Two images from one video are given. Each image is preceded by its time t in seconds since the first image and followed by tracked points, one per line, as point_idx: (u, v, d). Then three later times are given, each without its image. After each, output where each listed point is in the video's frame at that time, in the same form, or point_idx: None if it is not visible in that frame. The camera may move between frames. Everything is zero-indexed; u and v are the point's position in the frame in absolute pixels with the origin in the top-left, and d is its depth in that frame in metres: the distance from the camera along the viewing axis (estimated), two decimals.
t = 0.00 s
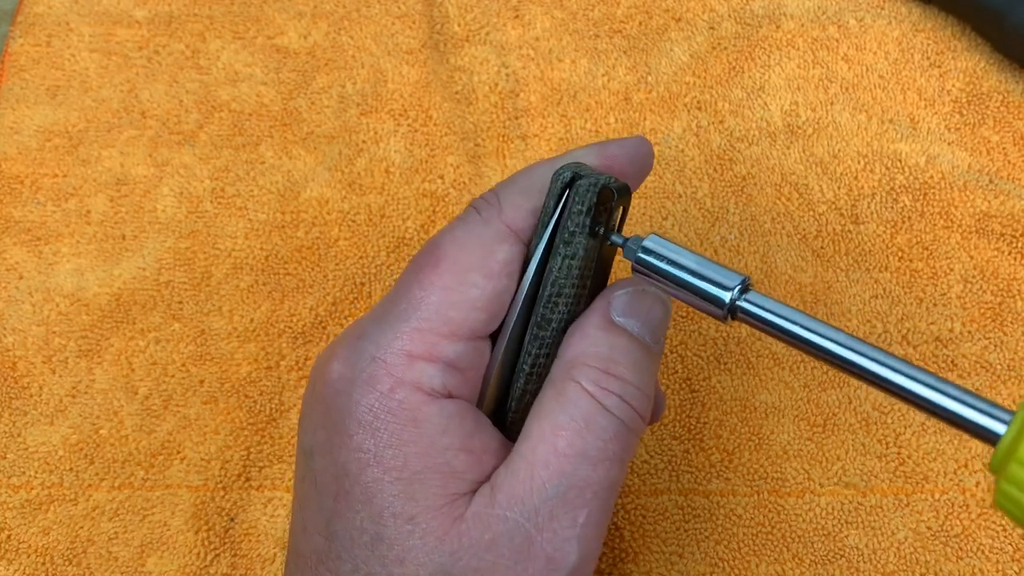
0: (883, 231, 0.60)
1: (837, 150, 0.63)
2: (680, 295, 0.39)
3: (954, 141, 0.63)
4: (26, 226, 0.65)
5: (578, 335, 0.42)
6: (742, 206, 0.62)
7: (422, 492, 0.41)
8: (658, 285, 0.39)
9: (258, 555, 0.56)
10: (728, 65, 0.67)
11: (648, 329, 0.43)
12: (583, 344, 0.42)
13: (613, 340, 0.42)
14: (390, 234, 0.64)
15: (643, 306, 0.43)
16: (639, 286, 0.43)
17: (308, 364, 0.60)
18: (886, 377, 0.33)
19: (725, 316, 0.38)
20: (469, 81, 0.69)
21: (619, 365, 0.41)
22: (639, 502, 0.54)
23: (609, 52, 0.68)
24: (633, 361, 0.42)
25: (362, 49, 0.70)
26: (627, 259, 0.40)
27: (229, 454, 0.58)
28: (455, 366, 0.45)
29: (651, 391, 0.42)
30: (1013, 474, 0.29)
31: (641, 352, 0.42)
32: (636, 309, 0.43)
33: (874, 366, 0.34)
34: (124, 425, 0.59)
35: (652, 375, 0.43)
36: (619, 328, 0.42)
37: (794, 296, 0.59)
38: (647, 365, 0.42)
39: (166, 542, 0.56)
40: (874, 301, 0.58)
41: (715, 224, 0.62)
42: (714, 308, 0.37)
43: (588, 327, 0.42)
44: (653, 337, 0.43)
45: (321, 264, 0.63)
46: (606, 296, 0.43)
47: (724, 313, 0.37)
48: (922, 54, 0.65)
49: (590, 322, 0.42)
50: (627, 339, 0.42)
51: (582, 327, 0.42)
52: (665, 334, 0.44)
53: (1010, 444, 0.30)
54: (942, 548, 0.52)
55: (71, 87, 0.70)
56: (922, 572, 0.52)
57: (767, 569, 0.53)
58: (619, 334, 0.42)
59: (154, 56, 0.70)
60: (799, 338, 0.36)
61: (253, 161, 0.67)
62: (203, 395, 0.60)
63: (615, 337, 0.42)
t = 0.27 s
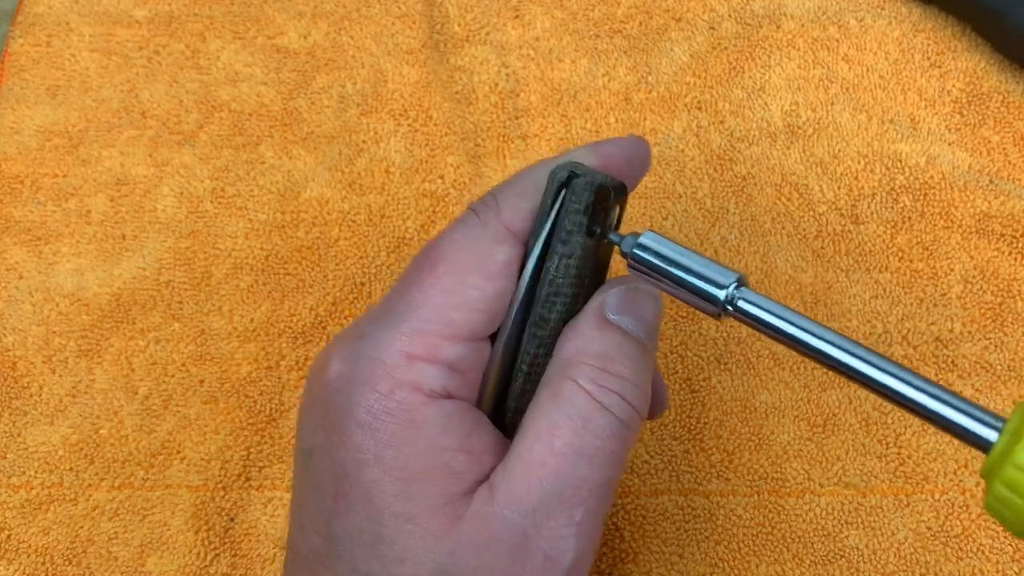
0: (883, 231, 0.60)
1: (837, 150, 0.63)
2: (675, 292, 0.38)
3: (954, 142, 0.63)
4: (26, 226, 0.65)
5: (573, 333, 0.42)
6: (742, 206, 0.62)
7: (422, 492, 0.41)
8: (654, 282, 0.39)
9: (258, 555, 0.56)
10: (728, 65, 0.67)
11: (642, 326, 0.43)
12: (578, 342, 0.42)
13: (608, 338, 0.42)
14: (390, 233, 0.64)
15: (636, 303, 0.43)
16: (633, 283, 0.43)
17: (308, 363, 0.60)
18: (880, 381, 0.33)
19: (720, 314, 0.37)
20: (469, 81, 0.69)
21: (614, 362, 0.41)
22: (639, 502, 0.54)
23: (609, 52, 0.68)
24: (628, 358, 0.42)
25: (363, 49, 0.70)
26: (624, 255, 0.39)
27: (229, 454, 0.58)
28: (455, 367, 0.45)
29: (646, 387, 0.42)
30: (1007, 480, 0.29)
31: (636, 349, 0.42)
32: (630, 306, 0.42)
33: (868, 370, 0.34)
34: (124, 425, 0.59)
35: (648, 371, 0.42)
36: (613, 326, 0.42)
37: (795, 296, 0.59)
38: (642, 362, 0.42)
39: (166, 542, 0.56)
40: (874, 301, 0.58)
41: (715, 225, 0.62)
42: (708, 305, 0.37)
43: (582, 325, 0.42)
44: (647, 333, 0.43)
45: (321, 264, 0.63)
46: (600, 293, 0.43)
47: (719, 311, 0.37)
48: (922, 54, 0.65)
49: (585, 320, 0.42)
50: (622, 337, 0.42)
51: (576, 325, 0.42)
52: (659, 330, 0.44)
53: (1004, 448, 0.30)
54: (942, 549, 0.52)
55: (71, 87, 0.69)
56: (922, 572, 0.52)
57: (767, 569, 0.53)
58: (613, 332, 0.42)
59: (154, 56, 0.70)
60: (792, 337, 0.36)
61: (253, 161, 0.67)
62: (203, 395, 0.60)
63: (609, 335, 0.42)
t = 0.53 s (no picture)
0: (883, 231, 0.60)
1: (837, 150, 0.63)
2: (667, 287, 0.39)
3: (954, 142, 0.63)
4: (26, 226, 0.65)
5: (567, 329, 0.42)
6: (742, 206, 0.62)
7: (417, 488, 0.41)
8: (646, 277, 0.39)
9: (258, 555, 0.56)
10: (728, 65, 0.67)
11: (636, 322, 0.43)
12: (572, 338, 0.42)
13: (602, 334, 0.42)
14: (390, 234, 0.64)
15: (630, 299, 0.43)
16: (627, 280, 0.43)
17: (308, 364, 0.60)
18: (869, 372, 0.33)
19: (711, 307, 0.37)
20: (469, 81, 0.69)
21: (609, 358, 0.41)
22: (639, 502, 0.54)
23: (609, 52, 0.68)
24: (622, 354, 0.42)
25: (362, 49, 0.70)
26: (616, 250, 0.40)
27: (230, 454, 0.58)
28: (449, 364, 0.45)
29: (640, 383, 0.42)
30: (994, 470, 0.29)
31: (629, 345, 0.42)
32: (624, 302, 0.43)
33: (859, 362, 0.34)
34: (123, 425, 0.59)
35: (642, 368, 0.43)
36: (607, 322, 0.42)
37: (794, 296, 0.59)
38: (637, 358, 0.42)
39: (166, 542, 0.56)
40: (874, 301, 0.58)
41: (714, 224, 0.62)
42: (698, 298, 0.37)
43: (576, 322, 0.42)
44: (641, 329, 0.43)
45: (321, 264, 0.63)
46: (594, 289, 0.43)
47: (710, 304, 0.37)
48: (922, 54, 0.65)
49: (579, 316, 0.42)
50: (615, 333, 0.42)
51: (570, 321, 0.42)
52: (653, 326, 0.44)
53: (990, 439, 0.30)
54: (942, 548, 0.52)
55: (71, 87, 0.69)
56: (922, 571, 0.52)
57: (767, 569, 0.53)
58: (608, 328, 0.42)
59: (154, 56, 0.70)
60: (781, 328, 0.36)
61: (253, 161, 0.67)
62: (203, 395, 0.60)
63: (603, 331, 0.42)
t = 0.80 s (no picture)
0: (883, 232, 0.60)
1: (837, 150, 0.63)
2: (670, 277, 0.38)
3: (954, 142, 0.63)
4: (26, 226, 0.65)
5: (566, 327, 0.42)
6: (742, 206, 0.62)
7: (421, 484, 0.41)
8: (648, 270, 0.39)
9: (258, 555, 0.56)
10: (728, 65, 0.67)
11: (637, 320, 0.42)
12: (570, 336, 0.42)
13: (600, 333, 0.42)
14: (390, 233, 0.64)
15: (631, 298, 0.42)
16: (629, 278, 0.43)
17: (308, 363, 0.60)
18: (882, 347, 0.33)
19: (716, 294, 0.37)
20: (469, 81, 0.69)
21: (606, 357, 0.41)
22: (639, 502, 0.54)
23: (609, 52, 0.68)
24: (620, 352, 0.42)
25: (362, 49, 0.70)
26: (619, 246, 0.39)
27: (230, 454, 0.58)
28: (454, 364, 0.45)
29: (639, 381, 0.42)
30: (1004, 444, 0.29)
31: (629, 343, 0.42)
32: (623, 301, 0.42)
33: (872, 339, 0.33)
34: (123, 425, 0.59)
35: (640, 366, 0.43)
36: (607, 321, 0.42)
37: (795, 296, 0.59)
38: (635, 356, 0.42)
39: (166, 542, 0.56)
40: (874, 301, 0.58)
41: (714, 225, 0.62)
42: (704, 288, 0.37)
43: (576, 322, 0.42)
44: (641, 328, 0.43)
45: (321, 264, 0.63)
46: (595, 288, 0.43)
47: (715, 291, 0.37)
48: (922, 54, 0.65)
49: (578, 315, 0.42)
50: (615, 332, 0.42)
51: (570, 320, 0.42)
52: (654, 327, 0.44)
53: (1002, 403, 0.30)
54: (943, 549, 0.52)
55: (71, 87, 0.69)
56: (923, 572, 0.52)
57: (767, 569, 0.53)
58: (606, 327, 0.42)
59: (154, 56, 0.70)
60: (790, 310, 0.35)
61: (253, 161, 0.67)
62: (203, 395, 0.60)
63: (603, 331, 0.42)
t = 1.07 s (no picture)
0: (883, 231, 0.60)
1: (837, 150, 0.63)
2: (675, 280, 0.39)
3: (954, 142, 0.63)
4: (26, 226, 0.65)
5: (575, 331, 0.43)
6: (742, 206, 0.62)
7: (437, 482, 0.41)
8: (654, 273, 0.40)
9: (258, 555, 0.56)
10: (728, 64, 0.67)
11: (643, 324, 0.43)
12: (579, 339, 0.42)
13: (609, 335, 0.42)
14: (390, 234, 0.64)
15: (638, 301, 0.43)
16: (636, 283, 0.44)
17: (308, 364, 0.60)
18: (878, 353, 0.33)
19: (720, 298, 0.38)
20: (469, 81, 0.69)
21: (615, 360, 0.42)
22: (639, 502, 0.54)
23: (609, 52, 0.68)
24: (629, 355, 0.42)
25: (362, 49, 0.70)
26: (625, 250, 0.40)
27: (230, 454, 0.58)
28: (469, 365, 0.44)
29: (647, 383, 0.43)
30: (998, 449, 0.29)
31: (636, 347, 0.43)
32: (630, 305, 0.43)
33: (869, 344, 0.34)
34: (123, 425, 0.59)
35: (648, 370, 0.43)
36: (615, 323, 0.42)
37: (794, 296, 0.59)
38: (643, 359, 0.43)
39: (166, 542, 0.56)
40: (874, 301, 0.58)
41: (714, 224, 0.62)
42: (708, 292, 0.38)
43: (584, 324, 0.43)
44: (648, 332, 0.43)
45: (321, 264, 0.63)
46: (602, 292, 0.44)
47: (719, 294, 0.38)
48: (922, 54, 0.65)
49: (586, 319, 0.43)
50: (623, 334, 0.42)
51: (578, 323, 0.43)
52: (661, 331, 0.44)
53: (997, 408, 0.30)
54: (942, 549, 0.52)
55: (70, 87, 0.69)
56: (922, 571, 0.52)
57: (767, 569, 0.53)
58: (615, 330, 0.42)
59: (154, 56, 0.70)
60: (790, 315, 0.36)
61: (253, 161, 0.67)
62: (203, 395, 0.60)
63: (610, 332, 0.42)
